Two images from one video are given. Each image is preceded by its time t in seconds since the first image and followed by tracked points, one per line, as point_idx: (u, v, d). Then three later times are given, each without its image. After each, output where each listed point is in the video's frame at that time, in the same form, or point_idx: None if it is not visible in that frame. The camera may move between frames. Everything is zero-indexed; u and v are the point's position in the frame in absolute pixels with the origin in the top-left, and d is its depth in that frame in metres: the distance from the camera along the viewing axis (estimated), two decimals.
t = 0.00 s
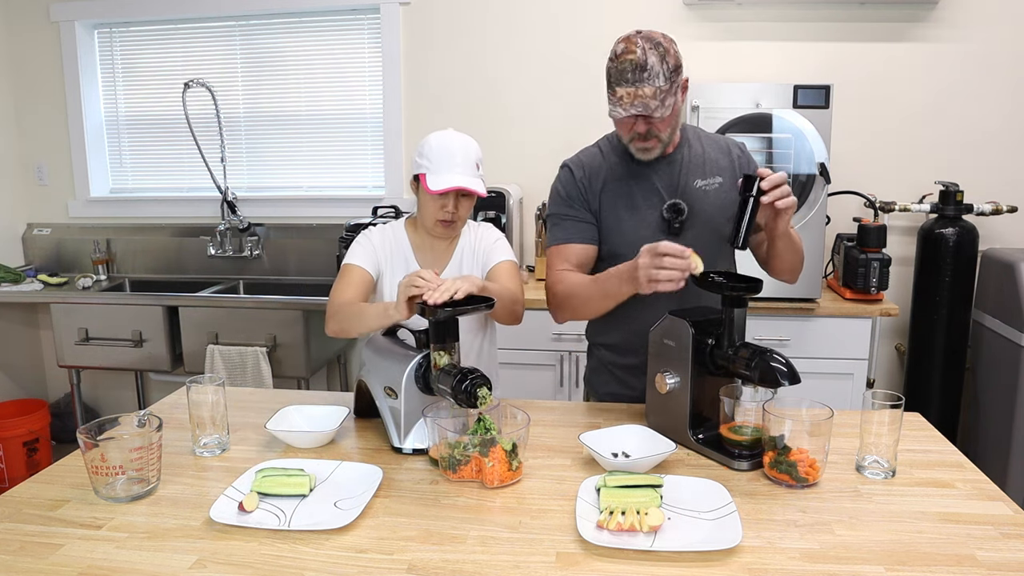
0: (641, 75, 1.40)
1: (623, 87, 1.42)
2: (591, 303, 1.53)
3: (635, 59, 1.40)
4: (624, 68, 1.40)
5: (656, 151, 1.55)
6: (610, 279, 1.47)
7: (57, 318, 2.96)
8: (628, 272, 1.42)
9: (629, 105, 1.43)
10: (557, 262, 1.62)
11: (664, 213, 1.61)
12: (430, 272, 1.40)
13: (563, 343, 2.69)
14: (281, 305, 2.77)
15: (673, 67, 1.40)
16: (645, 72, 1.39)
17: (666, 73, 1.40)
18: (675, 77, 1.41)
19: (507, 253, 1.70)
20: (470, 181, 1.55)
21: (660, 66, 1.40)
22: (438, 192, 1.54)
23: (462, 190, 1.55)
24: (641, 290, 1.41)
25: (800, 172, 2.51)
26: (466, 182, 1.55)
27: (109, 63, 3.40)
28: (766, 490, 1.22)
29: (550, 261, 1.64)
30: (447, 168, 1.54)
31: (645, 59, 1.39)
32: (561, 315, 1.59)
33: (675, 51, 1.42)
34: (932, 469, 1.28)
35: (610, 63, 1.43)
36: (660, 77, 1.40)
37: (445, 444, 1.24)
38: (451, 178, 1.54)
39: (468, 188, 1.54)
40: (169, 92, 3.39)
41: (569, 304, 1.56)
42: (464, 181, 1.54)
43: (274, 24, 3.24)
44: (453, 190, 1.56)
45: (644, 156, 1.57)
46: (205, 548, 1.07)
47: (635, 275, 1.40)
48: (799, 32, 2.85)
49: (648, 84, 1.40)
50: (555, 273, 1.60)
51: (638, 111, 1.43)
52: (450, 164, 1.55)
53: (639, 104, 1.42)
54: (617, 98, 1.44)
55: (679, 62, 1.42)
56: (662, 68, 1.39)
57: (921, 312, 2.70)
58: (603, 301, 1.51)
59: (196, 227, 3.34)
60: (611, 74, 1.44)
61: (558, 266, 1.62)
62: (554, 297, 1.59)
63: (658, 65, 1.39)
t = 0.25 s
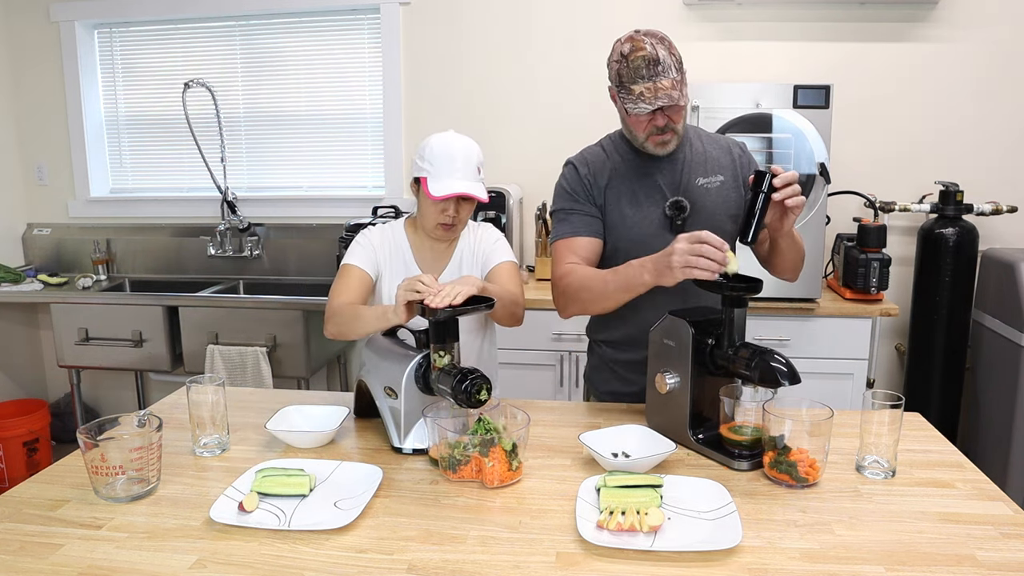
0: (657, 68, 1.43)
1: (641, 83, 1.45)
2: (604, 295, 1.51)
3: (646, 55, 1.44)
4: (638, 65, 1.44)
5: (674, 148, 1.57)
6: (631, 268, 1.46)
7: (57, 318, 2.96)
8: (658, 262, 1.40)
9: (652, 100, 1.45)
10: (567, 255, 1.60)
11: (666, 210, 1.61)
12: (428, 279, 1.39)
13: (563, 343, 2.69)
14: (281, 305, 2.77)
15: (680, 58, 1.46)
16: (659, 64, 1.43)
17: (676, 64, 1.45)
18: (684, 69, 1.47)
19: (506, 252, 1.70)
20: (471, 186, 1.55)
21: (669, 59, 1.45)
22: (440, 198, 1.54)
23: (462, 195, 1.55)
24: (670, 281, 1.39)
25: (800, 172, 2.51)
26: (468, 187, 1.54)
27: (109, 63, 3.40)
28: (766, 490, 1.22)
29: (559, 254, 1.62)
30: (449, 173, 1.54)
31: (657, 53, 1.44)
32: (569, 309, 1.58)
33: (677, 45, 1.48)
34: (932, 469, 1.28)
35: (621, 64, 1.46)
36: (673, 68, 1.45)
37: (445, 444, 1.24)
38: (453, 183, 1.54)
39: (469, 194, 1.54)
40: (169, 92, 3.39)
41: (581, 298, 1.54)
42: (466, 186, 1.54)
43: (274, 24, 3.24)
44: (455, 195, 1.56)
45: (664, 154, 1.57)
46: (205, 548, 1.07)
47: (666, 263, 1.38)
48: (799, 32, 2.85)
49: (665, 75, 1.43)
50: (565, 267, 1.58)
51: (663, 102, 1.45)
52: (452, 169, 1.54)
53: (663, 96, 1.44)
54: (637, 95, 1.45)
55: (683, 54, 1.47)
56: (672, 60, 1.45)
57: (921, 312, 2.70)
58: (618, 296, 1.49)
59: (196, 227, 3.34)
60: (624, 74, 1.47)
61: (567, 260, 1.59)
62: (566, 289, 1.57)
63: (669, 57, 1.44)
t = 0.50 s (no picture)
0: (660, 66, 1.43)
1: (645, 81, 1.44)
2: (606, 292, 1.51)
3: (649, 53, 1.44)
4: (641, 63, 1.44)
5: (678, 147, 1.57)
6: (635, 264, 1.46)
7: (57, 318, 2.96)
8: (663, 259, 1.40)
9: (656, 98, 1.45)
10: (570, 252, 1.61)
11: (668, 211, 1.61)
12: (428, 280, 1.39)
13: (563, 343, 2.69)
14: (281, 305, 2.77)
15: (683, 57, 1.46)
16: (663, 63, 1.43)
17: (679, 63, 1.45)
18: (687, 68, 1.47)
19: (505, 251, 1.71)
20: (468, 187, 1.55)
21: (672, 57, 1.45)
22: (436, 199, 1.54)
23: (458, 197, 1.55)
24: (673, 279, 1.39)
25: (801, 172, 2.51)
26: (464, 188, 1.54)
27: (109, 63, 3.40)
28: (766, 490, 1.22)
29: (562, 250, 1.62)
30: (446, 174, 1.54)
31: (660, 51, 1.44)
32: (570, 307, 1.59)
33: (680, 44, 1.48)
34: (932, 469, 1.28)
35: (624, 63, 1.47)
36: (676, 66, 1.45)
37: (445, 444, 1.24)
38: (449, 184, 1.53)
39: (465, 195, 1.53)
40: (169, 92, 3.39)
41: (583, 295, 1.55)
42: (462, 188, 1.54)
43: (274, 24, 3.24)
44: (451, 196, 1.55)
45: (668, 153, 1.57)
46: (205, 548, 1.07)
47: (671, 261, 1.38)
48: (798, 32, 2.85)
49: (668, 74, 1.43)
50: (567, 264, 1.59)
51: (667, 101, 1.44)
52: (449, 170, 1.54)
53: (666, 94, 1.44)
54: (640, 93, 1.45)
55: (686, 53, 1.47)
56: (675, 59, 1.45)
57: (921, 312, 2.70)
58: (621, 293, 1.49)
59: (196, 227, 3.34)
60: (628, 73, 1.47)
61: (569, 257, 1.60)
62: (568, 286, 1.57)
63: (672, 55, 1.45)
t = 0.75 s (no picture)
0: (660, 64, 1.44)
1: (646, 79, 1.44)
2: (602, 293, 1.51)
3: (649, 51, 1.44)
4: (642, 62, 1.44)
5: (678, 146, 1.56)
6: (629, 263, 1.46)
7: (57, 318, 2.96)
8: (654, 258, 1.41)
9: (657, 95, 1.44)
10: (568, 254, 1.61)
11: (667, 211, 1.61)
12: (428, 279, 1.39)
13: (563, 343, 2.69)
14: (281, 305, 2.77)
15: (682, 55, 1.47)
16: (663, 60, 1.44)
17: (678, 60, 1.46)
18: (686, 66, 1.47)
19: (502, 248, 1.71)
20: (448, 184, 1.54)
21: (672, 55, 1.45)
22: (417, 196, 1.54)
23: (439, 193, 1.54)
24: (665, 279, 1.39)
25: (800, 172, 2.51)
26: (443, 185, 1.53)
27: (109, 62, 3.40)
28: (766, 490, 1.22)
29: (560, 251, 1.63)
30: (426, 171, 1.54)
31: (660, 49, 1.44)
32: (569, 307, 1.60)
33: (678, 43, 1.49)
34: (932, 469, 1.28)
35: (625, 62, 1.47)
36: (676, 64, 1.45)
37: (445, 444, 1.24)
38: (428, 182, 1.53)
39: (445, 192, 1.52)
40: (169, 92, 3.39)
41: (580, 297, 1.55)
42: (442, 184, 1.53)
43: (274, 24, 3.24)
44: (433, 192, 1.55)
45: (669, 152, 1.57)
46: (205, 548, 1.07)
47: (662, 260, 1.39)
48: (799, 32, 2.85)
49: (669, 71, 1.44)
50: (564, 265, 1.59)
51: (669, 97, 1.44)
52: (429, 167, 1.54)
53: (668, 91, 1.44)
54: (642, 92, 1.45)
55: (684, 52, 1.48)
56: (674, 57, 1.45)
57: (921, 312, 2.70)
58: (616, 293, 1.50)
59: (196, 227, 3.34)
60: (628, 72, 1.47)
61: (567, 258, 1.60)
62: (565, 287, 1.58)
63: (672, 53, 1.45)
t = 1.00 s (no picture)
0: (657, 65, 1.43)
1: (643, 80, 1.44)
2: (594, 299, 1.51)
3: (645, 52, 1.44)
4: (638, 63, 1.44)
5: (676, 146, 1.56)
6: (616, 270, 1.46)
7: (57, 318, 2.96)
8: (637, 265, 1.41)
9: (654, 96, 1.44)
10: (563, 259, 1.60)
11: (665, 213, 1.61)
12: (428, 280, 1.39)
13: (563, 343, 2.69)
14: (281, 305, 2.77)
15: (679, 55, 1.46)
16: (659, 61, 1.43)
17: (675, 61, 1.45)
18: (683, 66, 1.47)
19: (499, 245, 1.71)
20: (434, 180, 1.54)
21: (668, 55, 1.45)
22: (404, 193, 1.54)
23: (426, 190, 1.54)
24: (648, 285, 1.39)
25: (800, 172, 2.51)
26: (429, 181, 1.53)
27: (109, 62, 3.40)
28: (766, 490, 1.22)
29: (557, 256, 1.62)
30: (413, 168, 1.54)
31: (656, 50, 1.44)
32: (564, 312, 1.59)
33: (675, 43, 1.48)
34: (932, 469, 1.28)
35: (621, 63, 1.46)
36: (672, 65, 1.45)
37: (445, 444, 1.24)
38: (415, 178, 1.54)
39: (431, 188, 1.52)
40: (169, 92, 3.39)
41: (573, 303, 1.55)
42: (428, 181, 1.53)
43: (274, 24, 3.24)
44: (421, 190, 1.55)
45: (667, 152, 1.56)
46: (205, 548, 1.07)
47: (643, 267, 1.39)
48: (799, 32, 2.85)
49: (666, 72, 1.43)
50: (560, 270, 1.59)
51: (666, 98, 1.44)
52: (417, 164, 1.54)
53: (665, 92, 1.44)
54: (639, 93, 1.45)
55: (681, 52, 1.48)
56: (671, 57, 1.45)
57: (921, 312, 2.70)
58: (605, 299, 1.50)
59: (196, 227, 3.34)
60: (625, 73, 1.46)
61: (563, 264, 1.60)
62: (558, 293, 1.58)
63: (668, 53, 1.45)
